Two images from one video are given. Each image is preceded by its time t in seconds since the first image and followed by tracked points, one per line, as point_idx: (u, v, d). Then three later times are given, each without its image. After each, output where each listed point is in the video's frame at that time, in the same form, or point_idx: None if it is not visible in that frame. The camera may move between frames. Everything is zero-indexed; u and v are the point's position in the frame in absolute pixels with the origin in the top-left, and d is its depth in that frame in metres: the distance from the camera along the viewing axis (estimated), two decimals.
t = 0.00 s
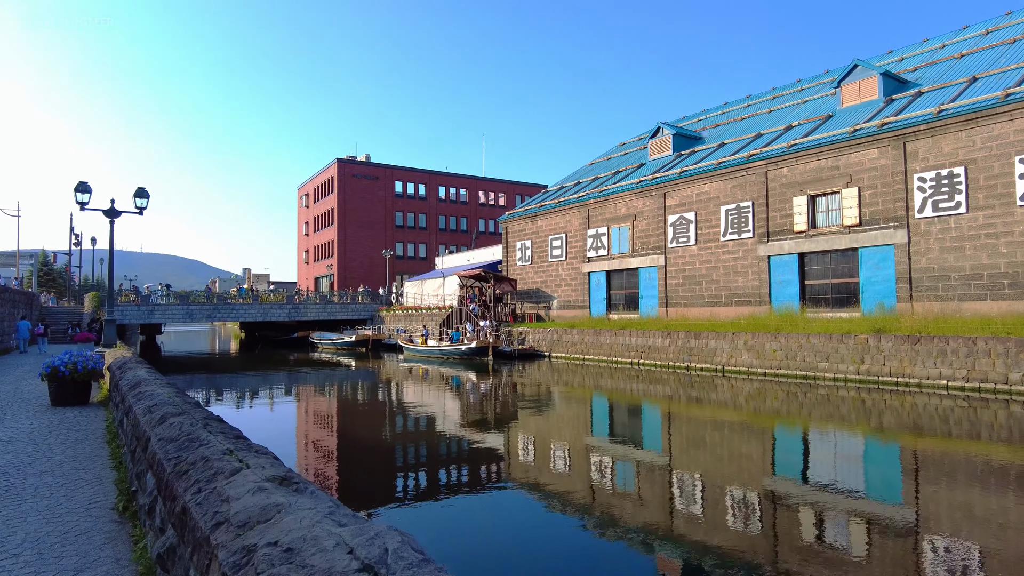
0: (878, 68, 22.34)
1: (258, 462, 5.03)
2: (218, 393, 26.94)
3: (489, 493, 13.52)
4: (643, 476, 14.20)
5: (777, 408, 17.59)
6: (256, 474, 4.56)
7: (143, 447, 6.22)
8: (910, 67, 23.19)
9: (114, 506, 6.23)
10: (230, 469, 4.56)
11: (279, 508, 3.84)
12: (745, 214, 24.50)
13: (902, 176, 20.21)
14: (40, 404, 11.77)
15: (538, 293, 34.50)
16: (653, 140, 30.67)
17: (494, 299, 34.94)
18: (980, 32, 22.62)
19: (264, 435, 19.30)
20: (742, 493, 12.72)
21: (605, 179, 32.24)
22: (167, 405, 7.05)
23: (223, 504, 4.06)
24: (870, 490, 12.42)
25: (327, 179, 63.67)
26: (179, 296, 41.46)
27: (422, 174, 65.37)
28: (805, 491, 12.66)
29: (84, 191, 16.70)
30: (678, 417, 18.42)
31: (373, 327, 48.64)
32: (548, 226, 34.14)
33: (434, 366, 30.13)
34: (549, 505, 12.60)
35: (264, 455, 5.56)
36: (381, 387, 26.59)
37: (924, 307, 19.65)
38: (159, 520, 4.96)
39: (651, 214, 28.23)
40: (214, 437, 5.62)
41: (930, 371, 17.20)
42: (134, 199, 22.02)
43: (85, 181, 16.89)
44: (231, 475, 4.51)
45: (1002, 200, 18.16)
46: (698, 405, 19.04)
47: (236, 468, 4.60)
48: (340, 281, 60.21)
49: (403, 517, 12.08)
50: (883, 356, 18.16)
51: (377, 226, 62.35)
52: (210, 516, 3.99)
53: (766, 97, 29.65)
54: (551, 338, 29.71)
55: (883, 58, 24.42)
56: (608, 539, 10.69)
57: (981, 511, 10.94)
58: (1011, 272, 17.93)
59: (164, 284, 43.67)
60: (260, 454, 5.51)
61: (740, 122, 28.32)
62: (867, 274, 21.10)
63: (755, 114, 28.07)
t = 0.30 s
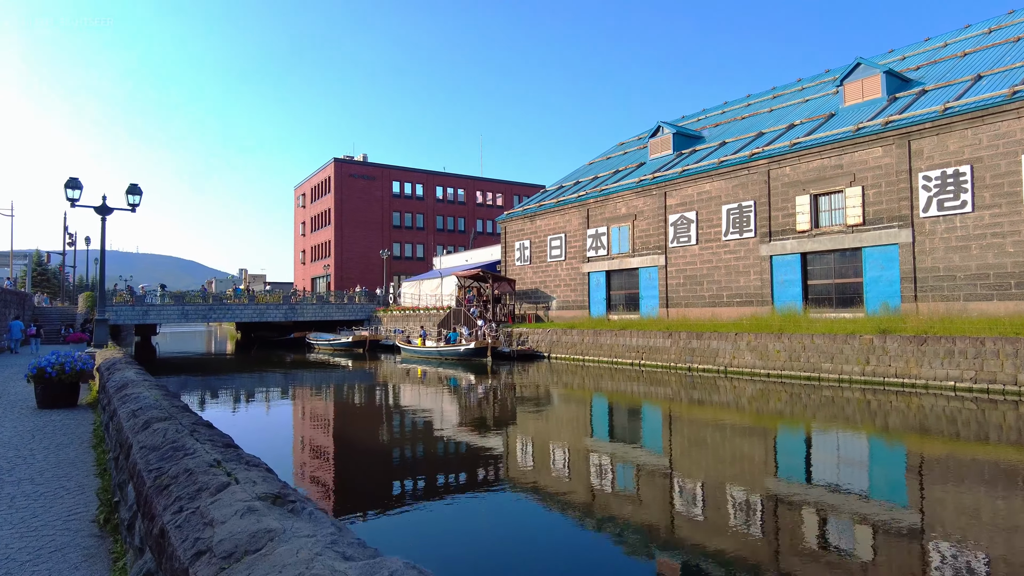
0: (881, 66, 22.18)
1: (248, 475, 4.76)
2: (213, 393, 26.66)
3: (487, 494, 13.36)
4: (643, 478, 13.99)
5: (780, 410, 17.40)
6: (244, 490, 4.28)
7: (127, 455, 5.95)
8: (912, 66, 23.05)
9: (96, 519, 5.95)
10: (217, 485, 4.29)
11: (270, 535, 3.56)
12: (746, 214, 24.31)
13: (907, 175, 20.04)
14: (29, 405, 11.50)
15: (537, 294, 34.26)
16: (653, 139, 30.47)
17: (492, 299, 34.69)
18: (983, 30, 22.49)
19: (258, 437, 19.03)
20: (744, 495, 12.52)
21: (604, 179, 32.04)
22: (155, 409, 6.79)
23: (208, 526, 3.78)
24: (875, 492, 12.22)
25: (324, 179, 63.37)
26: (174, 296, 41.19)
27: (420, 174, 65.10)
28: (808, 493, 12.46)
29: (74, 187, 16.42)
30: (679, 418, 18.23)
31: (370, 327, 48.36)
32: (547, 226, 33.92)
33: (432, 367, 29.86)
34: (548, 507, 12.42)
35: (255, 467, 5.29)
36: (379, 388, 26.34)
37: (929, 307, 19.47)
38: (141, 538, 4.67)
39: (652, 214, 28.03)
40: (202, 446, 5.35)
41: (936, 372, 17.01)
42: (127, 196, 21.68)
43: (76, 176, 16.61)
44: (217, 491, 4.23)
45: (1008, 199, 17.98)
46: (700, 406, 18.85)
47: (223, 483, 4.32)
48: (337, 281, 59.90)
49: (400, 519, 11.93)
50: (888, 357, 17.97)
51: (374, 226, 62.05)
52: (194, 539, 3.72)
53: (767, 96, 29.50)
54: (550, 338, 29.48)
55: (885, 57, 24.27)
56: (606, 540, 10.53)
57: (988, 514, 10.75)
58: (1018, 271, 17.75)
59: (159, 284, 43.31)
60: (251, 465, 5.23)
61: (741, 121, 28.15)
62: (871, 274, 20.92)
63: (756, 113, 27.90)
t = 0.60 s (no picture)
0: (890, 63, 21.94)
1: (243, 507, 4.31)
2: (211, 394, 26.36)
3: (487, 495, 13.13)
4: (647, 480, 13.73)
5: (789, 412, 17.12)
6: (239, 527, 3.84)
7: (111, 470, 5.67)
8: (920, 62, 22.82)
9: (79, 540, 5.38)
10: (207, 521, 3.84)
11: None
12: (753, 212, 24.05)
13: (917, 173, 19.78)
14: (19, 408, 11.25)
15: (540, 293, 34.00)
16: (657, 137, 30.23)
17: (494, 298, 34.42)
18: (992, 27, 22.25)
19: (257, 437, 18.71)
20: (750, 497, 12.25)
21: (607, 177, 31.78)
22: (147, 419, 6.47)
23: None
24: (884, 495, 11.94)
25: (324, 178, 63.10)
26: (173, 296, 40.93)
27: (420, 173, 64.79)
28: (816, 495, 12.20)
29: (68, 183, 16.14)
30: (683, 419, 17.96)
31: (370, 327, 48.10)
32: (549, 225, 33.65)
33: (434, 367, 29.58)
34: (549, 509, 12.16)
35: (254, 494, 4.92)
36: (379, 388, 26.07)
37: (940, 306, 19.21)
38: None
39: (656, 213, 27.76)
40: (193, 466, 5.03)
41: (950, 373, 16.72)
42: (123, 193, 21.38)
43: (70, 172, 16.32)
44: (207, 530, 3.78)
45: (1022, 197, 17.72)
46: (706, 407, 18.56)
47: (215, 518, 3.89)
48: (336, 281, 59.61)
49: (398, 520, 11.73)
50: (900, 357, 17.69)
51: (374, 225, 61.75)
52: None
53: (772, 94, 29.25)
54: (553, 338, 29.22)
55: (892, 54, 24.04)
56: (607, 543, 10.31)
57: (1001, 517, 10.49)
58: None
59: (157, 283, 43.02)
60: (248, 492, 4.85)
61: (746, 119, 27.90)
62: (880, 274, 20.66)
63: (761, 111, 27.66)
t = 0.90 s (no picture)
0: (902, 60, 21.70)
1: (269, 544, 3.85)
2: (213, 393, 26.13)
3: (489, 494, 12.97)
4: (654, 481, 13.52)
5: (799, 413, 16.89)
6: (265, 570, 3.35)
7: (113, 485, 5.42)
8: (932, 59, 22.59)
9: (76, 557, 5.13)
10: (228, 562, 3.38)
11: None
12: (763, 211, 23.81)
13: (932, 171, 19.52)
14: (18, 410, 11.05)
15: (544, 292, 33.77)
16: (663, 135, 30.00)
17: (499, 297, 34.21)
18: (1005, 23, 22.01)
19: (260, 437, 18.48)
20: (759, 499, 12.05)
21: (613, 175, 31.53)
22: (149, 429, 6.17)
23: None
24: (895, 498, 11.73)
25: (326, 177, 62.89)
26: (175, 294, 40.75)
27: (423, 171, 64.53)
28: (825, 497, 11.99)
29: (70, 178, 15.94)
30: (691, 420, 17.75)
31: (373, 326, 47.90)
32: (554, 224, 33.42)
33: (438, 367, 29.35)
34: (554, 510, 11.96)
35: (277, 521, 4.49)
36: (382, 388, 25.86)
37: (955, 307, 18.96)
38: None
39: (664, 211, 27.52)
40: (204, 487, 4.68)
41: (967, 375, 16.44)
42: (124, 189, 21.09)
43: (71, 167, 16.10)
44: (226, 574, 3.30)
45: None
46: (714, 408, 18.35)
47: (237, 558, 3.42)
48: (339, 279, 59.42)
49: (399, 519, 11.57)
50: (915, 358, 17.43)
51: (377, 224, 61.51)
52: None
53: (779, 91, 29.02)
54: (559, 338, 28.98)
55: (903, 50, 23.81)
56: (612, 544, 10.16)
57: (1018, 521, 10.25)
58: None
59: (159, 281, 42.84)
60: (270, 521, 4.43)
61: (753, 116, 27.67)
62: (893, 273, 20.40)
63: (769, 109, 27.43)
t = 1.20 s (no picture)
0: (913, 59, 21.50)
1: None
2: (215, 395, 25.92)
3: (490, 496, 12.85)
4: (660, 484, 13.31)
5: (810, 417, 16.65)
6: None
7: (117, 520, 4.69)
8: (942, 59, 22.41)
9: None
10: None
11: None
12: (772, 212, 23.59)
13: (945, 171, 19.27)
14: (18, 417, 10.84)
15: (549, 294, 33.55)
16: (670, 135, 29.78)
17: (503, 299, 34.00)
18: (1016, 23, 21.83)
19: (263, 439, 18.26)
20: (767, 504, 11.83)
21: (618, 176, 31.32)
22: (155, 451, 5.52)
23: None
24: (907, 503, 11.52)
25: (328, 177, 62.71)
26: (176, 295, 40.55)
27: (425, 172, 64.36)
28: (835, 502, 11.78)
29: (71, 177, 15.74)
30: (698, 424, 17.53)
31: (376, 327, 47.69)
32: (559, 225, 33.21)
33: (442, 369, 29.12)
34: (558, 514, 11.77)
35: None
36: (384, 390, 25.64)
37: (969, 309, 18.72)
38: None
39: (670, 212, 27.29)
40: (222, 530, 3.77)
41: (984, 380, 16.16)
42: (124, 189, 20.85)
43: (73, 166, 15.90)
44: None
45: None
46: (722, 412, 18.12)
47: None
48: (341, 280, 59.23)
49: (400, 522, 11.37)
50: (930, 363, 17.18)
51: (379, 224, 61.33)
52: None
53: (786, 92, 28.82)
54: (565, 340, 28.76)
55: (912, 50, 23.63)
56: (617, 548, 10.01)
57: None
58: None
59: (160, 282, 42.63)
60: None
61: (761, 117, 27.47)
62: (905, 276, 20.18)
63: (777, 109, 27.23)
